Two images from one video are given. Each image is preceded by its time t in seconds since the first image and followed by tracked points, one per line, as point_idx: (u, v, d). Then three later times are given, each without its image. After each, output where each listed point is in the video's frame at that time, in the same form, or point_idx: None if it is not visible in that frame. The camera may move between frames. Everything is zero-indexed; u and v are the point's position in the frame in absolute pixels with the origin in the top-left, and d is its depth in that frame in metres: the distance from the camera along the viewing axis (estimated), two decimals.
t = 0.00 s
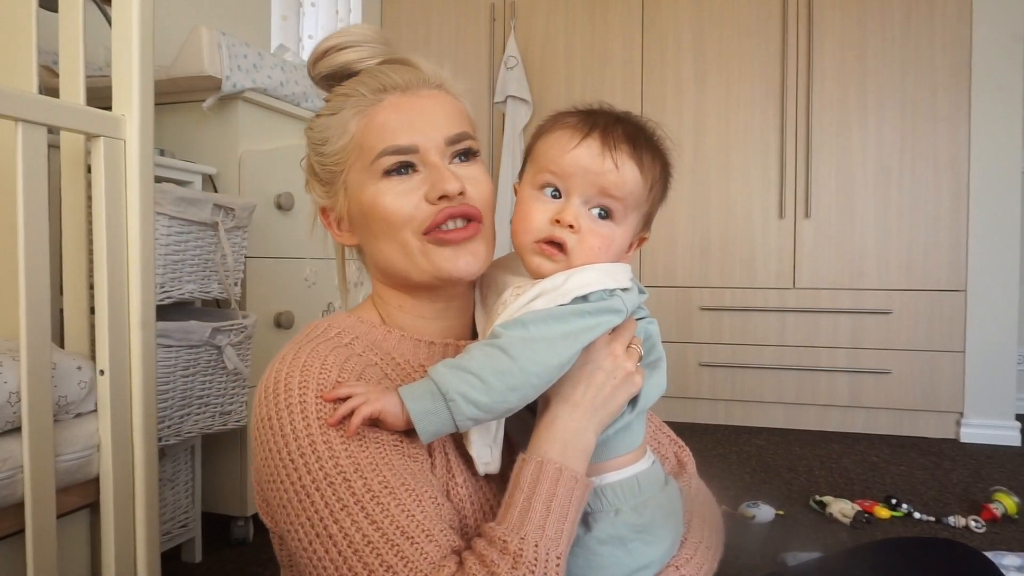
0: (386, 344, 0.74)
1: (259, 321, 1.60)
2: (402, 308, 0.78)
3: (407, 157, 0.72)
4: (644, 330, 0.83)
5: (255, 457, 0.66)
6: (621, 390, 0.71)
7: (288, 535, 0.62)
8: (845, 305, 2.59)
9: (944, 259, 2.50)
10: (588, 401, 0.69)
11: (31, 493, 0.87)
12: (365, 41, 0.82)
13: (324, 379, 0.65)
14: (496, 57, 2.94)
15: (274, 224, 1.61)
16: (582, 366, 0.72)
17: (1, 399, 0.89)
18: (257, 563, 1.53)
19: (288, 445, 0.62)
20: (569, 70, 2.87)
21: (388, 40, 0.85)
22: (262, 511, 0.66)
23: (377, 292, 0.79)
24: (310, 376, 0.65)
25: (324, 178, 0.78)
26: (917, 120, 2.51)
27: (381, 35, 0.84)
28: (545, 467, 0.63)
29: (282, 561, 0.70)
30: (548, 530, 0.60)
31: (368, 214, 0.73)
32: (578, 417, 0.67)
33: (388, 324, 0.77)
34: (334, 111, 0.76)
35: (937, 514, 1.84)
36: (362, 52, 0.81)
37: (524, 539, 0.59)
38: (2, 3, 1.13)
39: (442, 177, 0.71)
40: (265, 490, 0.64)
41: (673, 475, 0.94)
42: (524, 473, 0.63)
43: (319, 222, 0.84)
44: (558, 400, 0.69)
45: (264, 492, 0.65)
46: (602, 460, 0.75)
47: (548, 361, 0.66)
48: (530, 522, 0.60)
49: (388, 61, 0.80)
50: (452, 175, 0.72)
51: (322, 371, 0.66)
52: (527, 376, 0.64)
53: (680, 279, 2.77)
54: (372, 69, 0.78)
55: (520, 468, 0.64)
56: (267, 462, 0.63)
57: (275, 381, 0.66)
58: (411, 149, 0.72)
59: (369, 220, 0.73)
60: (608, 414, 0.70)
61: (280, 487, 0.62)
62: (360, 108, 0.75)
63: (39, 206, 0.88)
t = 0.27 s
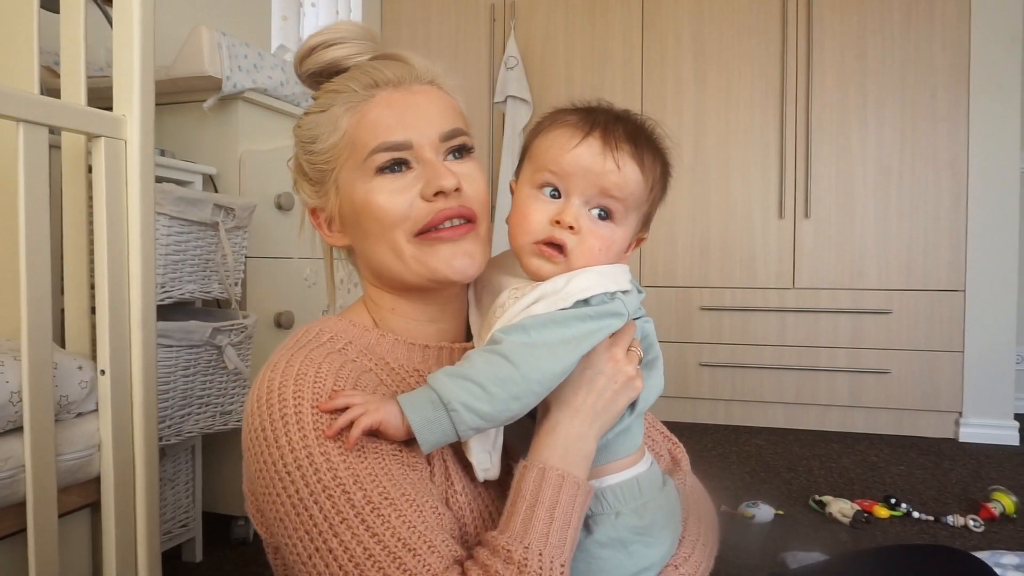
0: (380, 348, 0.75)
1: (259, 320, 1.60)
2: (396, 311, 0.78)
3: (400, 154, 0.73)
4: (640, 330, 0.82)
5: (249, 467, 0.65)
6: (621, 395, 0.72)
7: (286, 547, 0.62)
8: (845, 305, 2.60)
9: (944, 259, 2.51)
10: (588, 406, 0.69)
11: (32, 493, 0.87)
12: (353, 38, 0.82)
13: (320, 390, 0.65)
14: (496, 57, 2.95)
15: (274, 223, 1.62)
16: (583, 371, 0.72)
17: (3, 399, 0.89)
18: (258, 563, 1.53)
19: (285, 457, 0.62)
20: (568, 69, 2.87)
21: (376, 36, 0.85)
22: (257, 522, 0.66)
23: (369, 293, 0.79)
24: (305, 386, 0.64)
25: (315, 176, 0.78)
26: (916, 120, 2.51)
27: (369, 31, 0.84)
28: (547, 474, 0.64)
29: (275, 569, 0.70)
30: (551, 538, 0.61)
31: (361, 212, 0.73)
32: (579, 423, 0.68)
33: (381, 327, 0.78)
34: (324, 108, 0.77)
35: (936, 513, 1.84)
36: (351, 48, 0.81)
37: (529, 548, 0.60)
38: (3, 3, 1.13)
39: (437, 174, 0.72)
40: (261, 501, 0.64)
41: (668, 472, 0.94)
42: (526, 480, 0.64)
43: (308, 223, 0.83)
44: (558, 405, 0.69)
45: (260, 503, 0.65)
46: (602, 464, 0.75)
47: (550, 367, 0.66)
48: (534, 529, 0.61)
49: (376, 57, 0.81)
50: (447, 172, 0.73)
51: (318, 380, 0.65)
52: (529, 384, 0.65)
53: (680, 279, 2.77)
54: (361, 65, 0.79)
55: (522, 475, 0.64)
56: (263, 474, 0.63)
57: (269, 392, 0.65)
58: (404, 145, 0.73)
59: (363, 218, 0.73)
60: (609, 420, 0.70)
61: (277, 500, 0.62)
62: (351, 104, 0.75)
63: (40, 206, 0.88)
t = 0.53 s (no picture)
0: (370, 356, 0.74)
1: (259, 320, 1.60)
2: (389, 317, 0.78)
3: (387, 157, 0.72)
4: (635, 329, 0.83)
5: (239, 483, 0.65)
6: (617, 400, 0.72)
7: (279, 563, 0.62)
8: (845, 305, 2.60)
9: (945, 259, 2.50)
10: (583, 413, 0.69)
11: (31, 494, 0.87)
12: (332, 34, 0.81)
13: (308, 404, 0.65)
14: (496, 57, 2.95)
15: (273, 223, 1.62)
16: (578, 378, 0.71)
17: (1, 399, 0.90)
18: (258, 563, 1.53)
19: (273, 474, 0.62)
20: (568, 69, 2.87)
21: (354, 32, 0.84)
22: (250, 537, 0.67)
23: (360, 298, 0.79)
24: (292, 402, 0.64)
25: (301, 180, 0.78)
26: (916, 120, 2.51)
27: (347, 27, 0.84)
28: (542, 483, 0.64)
29: None
30: (547, 549, 0.61)
31: (349, 217, 0.72)
32: (573, 431, 0.67)
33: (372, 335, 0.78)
34: (307, 110, 0.76)
35: (937, 513, 1.84)
36: (330, 46, 0.80)
37: (524, 561, 0.60)
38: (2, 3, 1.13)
39: (426, 177, 0.71)
40: (252, 518, 0.64)
41: (666, 471, 0.94)
42: (521, 490, 0.64)
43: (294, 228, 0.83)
44: (554, 409, 0.69)
45: (251, 520, 0.65)
46: (599, 469, 0.75)
47: (545, 375, 0.65)
48: (529, 541, 0.61)
49: (357, 54, 0.80)
50: (437, 175, 0.72)
51: (305, 395, 0.65)
52: (523, 394, 0.64)
53: (680, 280, 2.77)
54: (343, 64, 0.78)
55: (517, 485, 0.64)
56: (253, 491, 0.63)
57: (256, 408, 0.65)
58: (390, 148, 0.72)
59: (351, 222, 0.72)
60: (604, 426, 0.70)
61: (267, 517, 0.62)
62: (334, 106, 0.74)
63: (39, 207, 0.88)
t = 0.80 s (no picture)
0: (360, 365, 0.74)
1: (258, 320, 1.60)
2: (382, 325, 0.77)
3: (379, 166, 0.71)
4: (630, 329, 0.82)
5: (232, 502, 0.65)
6: (614, 406, 0.71)
7: None
8: (845, 305, 2.59)
9: (945, 259, 2.50)
10: (579, 421, 0.69)
11: (31, 493, 0.87)
12: (313, 26, 0.79)
13: (297, 423, 0.64)
14: (495, 57, 2.94)
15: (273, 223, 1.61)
16: (574, 387, 0.71)
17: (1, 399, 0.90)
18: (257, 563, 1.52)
19: (264, 494, 0.62)
20: (568, 69, 2.87)
21: (335, 21, 0.82)
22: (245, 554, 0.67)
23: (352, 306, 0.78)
24: (281, 421, 0.64)
25: (288, 186, 0.77)
26: (917, 120, 2.50)
27: (327, 15, 0.81)
28: (538, 495, 0.64)
29: None
30: (544, 563, 0.61)
31: (341, 228, 0.72)
32: (568, 442, 0.67)
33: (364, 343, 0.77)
34: (293, 115, 0.75)
35: (937, 514, 1.84)
36: (313, 42, 0.79)
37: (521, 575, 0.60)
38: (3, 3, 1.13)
39: (424, 188, 0.70)
40: (245, 536, 0.65)
41: (666, 470, 0.93)
42: (517, 503, 0.64)
43: (282, 234, 0.82)
44: (552, 415, 0.69)
45: (245, 538, 0.65)
46: (597, 475, 0.74)
47: (537, 388, 0.65)
48: (526, 555, 0.61)
49: (340, 51, 0.79)
50: (434, 184, 0.71)
51: (294, 413, 0.65)
52: (516, 408, 0.64)
53: (680, 280, 2.77)
54: (327, 64, 0.76)
55: (512, 497, 0.64)
56: (245, 510, 0.63)
57: (245, 427, 0.65)
58: (381, 157, 0.71)
59: (343, 234, 0.72)
60: (600, 434, 0.70)
61: (260, 537, 0.62)
62: (320, 113, 0.73)
63: (39, 207, 0.88)
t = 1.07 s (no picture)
0: (361, 368, 0.74)
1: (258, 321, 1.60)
2: (383, 329, 0.76)
3: (380, 169, 0.71)
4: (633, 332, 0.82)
5: (232, 506, 0.66)
6: (617, 412, 0.71)
7: None
8: (845, 305, 2.59)
9: (945, 259, 2.50)
10: (582, 427, 0.69)
11: (31, 493, 0.87)
12: (313, 22, 0.79)
13: (297, 430, 0.65)
14: (496, 57, 2.94)
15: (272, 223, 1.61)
16: (576, 392, 0.71)
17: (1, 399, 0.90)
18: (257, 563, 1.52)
19: (265, 502, 0.62)
20: (568, 68, 2.86)
21: (336, 18, 0.82)
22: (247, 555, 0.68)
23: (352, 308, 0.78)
24: (281, 428, 0.64)
25: (287, 187, 0.77)
26: (917, 120, 2.50)
27: (328, 10, 0.81)
28: (540, 502, 0.64)
29: None
30: (546, 570, 0.62)
31: (341, 232, 0.72)
32: (571, 448, 0.67)
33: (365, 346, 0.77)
34: (292, 114, 0.74)
35: (937, 514, 1.84)
36: (313, 39, 0.78)
37: None
38: (3, 3, 1.13)
39: (423, 191, 0.70)
40: (246, 540, 0.65)
41: (669, 473, 0.94)
42: (518, 509, 0.64)
43: (282, 235, 0.82)
44: (555, 420, 0.69)
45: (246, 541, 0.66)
46: (600, 482, 0.74)
47: (540, 396, 0.65)
48: (528, 562, 0.62)
49: (341, 49, 0.79)
50: (434, 187, 0.71)
51: (294, 419, 0.65)
52: (518, 417, 0.64)
53: (681, 279, 2.77)
54: (327, 62, 0.76)
55: (514, 504, 0.65)
56: (245, 516, 0.64)
57: (245, 433, 0.65)
58: (382, 159, 0.71)
59: (343, 237, 0.72)
60: (604, 439, 0.70)
61: (261, 543, 0.63)
62: (320, 113, 0.73)
63: (38, 207, 0.88)
